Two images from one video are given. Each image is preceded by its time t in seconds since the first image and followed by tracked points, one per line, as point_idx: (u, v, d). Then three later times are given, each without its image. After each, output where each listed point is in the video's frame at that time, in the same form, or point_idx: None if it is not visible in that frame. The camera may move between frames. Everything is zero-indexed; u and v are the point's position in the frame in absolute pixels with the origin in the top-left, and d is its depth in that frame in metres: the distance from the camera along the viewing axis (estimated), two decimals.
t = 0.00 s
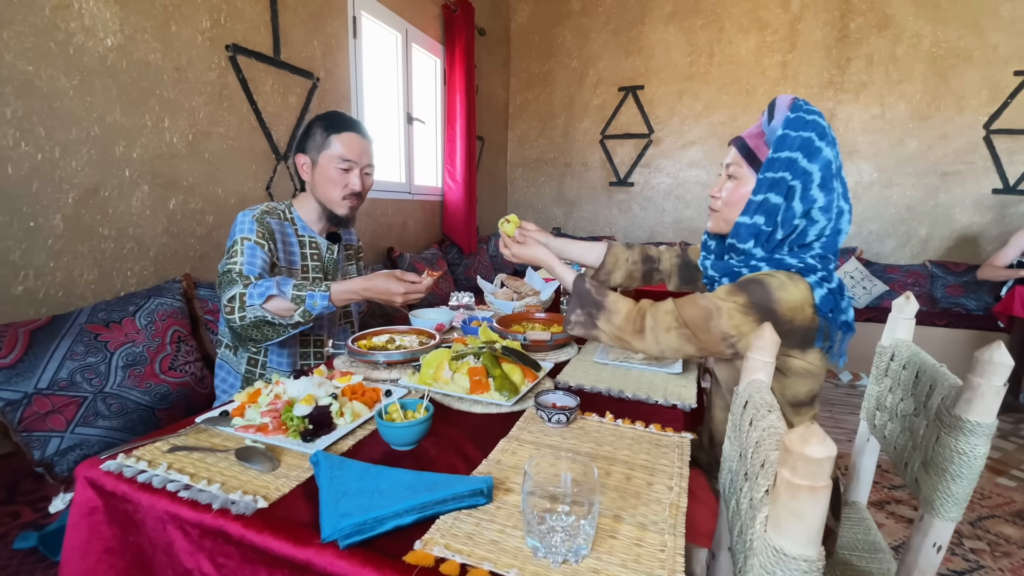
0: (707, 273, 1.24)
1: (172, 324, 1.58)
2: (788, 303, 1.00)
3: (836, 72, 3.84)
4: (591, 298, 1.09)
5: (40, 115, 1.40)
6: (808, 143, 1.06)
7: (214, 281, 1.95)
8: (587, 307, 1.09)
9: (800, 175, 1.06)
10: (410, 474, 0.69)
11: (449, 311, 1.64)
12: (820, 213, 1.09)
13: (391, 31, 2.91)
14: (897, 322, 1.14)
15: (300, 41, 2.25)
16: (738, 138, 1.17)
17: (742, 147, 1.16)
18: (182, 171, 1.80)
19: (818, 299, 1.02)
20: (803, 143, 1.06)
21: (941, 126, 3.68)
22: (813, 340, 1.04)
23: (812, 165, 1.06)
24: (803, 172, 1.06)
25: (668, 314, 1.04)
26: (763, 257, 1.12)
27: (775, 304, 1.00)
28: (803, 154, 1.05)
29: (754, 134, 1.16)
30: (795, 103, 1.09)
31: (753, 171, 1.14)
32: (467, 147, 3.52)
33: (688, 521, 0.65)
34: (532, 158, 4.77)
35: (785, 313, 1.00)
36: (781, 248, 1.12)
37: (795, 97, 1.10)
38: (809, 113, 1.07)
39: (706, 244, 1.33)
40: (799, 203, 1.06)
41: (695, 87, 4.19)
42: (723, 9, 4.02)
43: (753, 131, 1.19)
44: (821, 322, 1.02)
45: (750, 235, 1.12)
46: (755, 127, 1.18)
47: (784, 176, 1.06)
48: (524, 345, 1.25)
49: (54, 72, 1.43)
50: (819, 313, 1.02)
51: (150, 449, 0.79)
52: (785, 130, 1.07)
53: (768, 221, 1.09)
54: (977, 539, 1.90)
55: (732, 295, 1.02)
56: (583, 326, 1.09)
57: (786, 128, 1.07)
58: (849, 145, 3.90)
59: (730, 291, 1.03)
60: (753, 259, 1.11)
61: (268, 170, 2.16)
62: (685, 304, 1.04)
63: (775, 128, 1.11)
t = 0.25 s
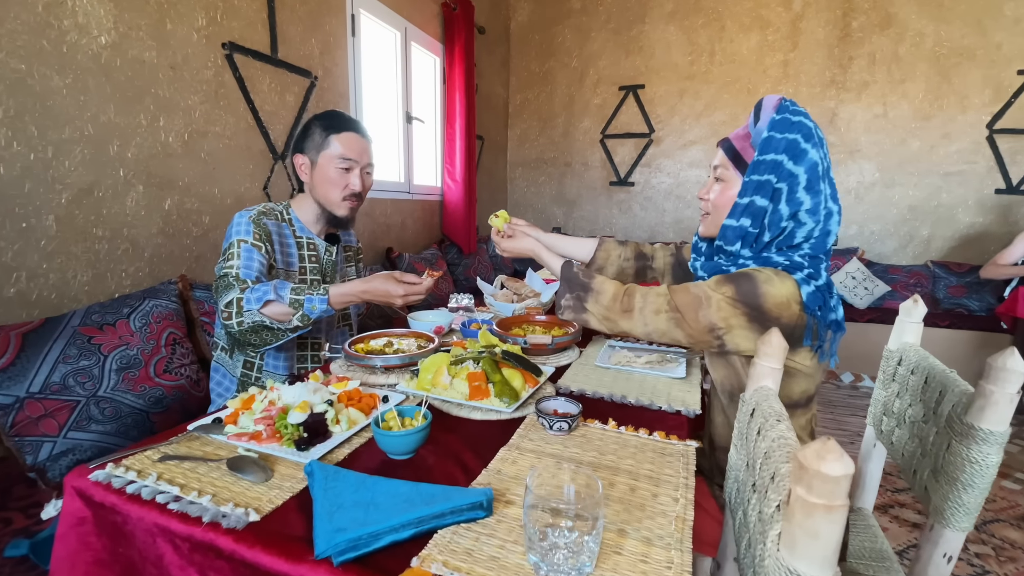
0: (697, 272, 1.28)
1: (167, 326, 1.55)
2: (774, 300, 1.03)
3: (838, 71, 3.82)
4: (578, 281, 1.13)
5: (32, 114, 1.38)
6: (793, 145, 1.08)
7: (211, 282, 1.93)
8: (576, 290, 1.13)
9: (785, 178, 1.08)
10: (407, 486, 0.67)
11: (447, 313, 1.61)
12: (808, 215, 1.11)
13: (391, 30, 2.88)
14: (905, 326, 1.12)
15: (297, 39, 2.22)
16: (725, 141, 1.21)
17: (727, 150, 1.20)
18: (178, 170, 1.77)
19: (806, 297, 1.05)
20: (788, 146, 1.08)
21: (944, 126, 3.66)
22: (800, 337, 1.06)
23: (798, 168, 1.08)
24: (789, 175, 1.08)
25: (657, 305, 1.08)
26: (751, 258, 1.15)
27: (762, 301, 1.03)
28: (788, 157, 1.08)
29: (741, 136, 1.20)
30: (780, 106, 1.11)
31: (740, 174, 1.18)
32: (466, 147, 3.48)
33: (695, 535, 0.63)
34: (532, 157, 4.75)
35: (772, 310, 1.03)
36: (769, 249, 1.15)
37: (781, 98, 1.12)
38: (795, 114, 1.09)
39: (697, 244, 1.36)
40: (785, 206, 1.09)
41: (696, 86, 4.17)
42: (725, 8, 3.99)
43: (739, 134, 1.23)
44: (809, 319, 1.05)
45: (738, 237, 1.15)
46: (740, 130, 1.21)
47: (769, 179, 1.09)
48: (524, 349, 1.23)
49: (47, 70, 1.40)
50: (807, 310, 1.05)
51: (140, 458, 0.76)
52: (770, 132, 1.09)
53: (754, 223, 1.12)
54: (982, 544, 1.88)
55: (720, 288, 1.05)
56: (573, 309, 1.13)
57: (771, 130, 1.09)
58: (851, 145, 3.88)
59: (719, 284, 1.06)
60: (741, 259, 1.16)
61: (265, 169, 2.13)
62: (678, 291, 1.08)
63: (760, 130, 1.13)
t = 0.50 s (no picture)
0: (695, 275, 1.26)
1: (165, 327, 1.53)
2: (773, 297, 1.01)
3: (841, 70, 3.79)
4: (575, 280, 1.10)
5: (28, 113, 1.36)
6: (786, 145, 1.06)
7: (209, 282, 1.91)
8: (572, 288, 1.10)
9: (778, 178, 1.07)
10: (409, 495, 0.65)
11: (448, 314, 1.59)
12: (804, 215, 1.09)
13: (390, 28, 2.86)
14: (914, 328, 1.10)
15: (297, 37, 2.20)
16: (718, 142, 1.20)
17: (721, 151, 1.19)
18: (176, 170, 1.75)
19: (805, 294, 1.03)
20: (781, 146, 1.07)
21: (947, 125, 3.64)
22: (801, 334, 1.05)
23: (792, 167, 1.06)
24: (782, 175, 1.07)
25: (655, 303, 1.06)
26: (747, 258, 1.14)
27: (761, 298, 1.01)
28: (781, 157, 1.07)
29: (734, 137, 1.19)
30: (773, 106, 1.10)
31: (734, 175, 1.17)
32: (467, 146, 3.46)
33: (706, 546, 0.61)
34: (532, 156, 4.73)
35: (772, 307, 1.01)
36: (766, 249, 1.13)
37: (774, 98, 1.12)
38: (788, 113, 1.08)
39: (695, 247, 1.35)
40: (779, 206, 1.07)
41: (698, 85, 4.14)
42: (727, 6, 3.97)
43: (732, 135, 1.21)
44: (809, 317, 1.04)
45: (732, 238, 1.14)
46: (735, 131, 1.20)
47: (762, 180, 1.08)
48: (527, 351, 1.21)
49: (42, 68, 1.38)
50: (807, 308, 1.03)
51: (135, 466, 0.74)
52: (763, 133, 1.09)
53: (750, 224, 1.11)
54: (988, 547, 1.86)
55: (719, 284, 1.03)
56: (571, 309, 1.10)
57: (764, 131, 1.09)
58: (854, 144, 3.85)
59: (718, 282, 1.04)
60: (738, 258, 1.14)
61: (264, 169, 2.11)
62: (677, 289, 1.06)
63: (753, 131, 1.13)
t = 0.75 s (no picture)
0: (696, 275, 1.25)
1: (166, 328, 1.53)
2: (775, 297, 1.00)
3: (843, 69, 3.78)
4: (573, 282, 1.09)
5: (27, 112, 1.35)
6: (783, 145, 1.05)
7: (210, 282, 1.90)
8: (571, 291, 1.09)
9: (776, 178, 1.06)
10: (412, 498, 0.64)
11: (450, 314, 1.59)
12: (803, 214, 1.07)
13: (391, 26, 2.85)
14: (920, 329, 1.09)
15: (298, 36, 2.19)
16: (715, 142, 1.19)
17: (718, 151, 1.18)
18: (176, 169, 1.75)
19: (806, 294, 1.02)
20: (778, 145, 1.05)
21: (950, 124, 3.62)
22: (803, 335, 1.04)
23: (789, 167, 1.05)
24: (780, 175, 1.05)
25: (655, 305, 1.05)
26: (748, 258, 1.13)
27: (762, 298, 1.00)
28: (778, 157, 1.05)
29: (731, 137, 1.18)
30: (770, 105, 1.08)
31: (732, 175, 1.16)
32: (469, 145, 3.45)
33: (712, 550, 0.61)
34: (533, 156, 4.72)
35: (772, 307, 1.00)
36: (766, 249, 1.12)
37: (769, 96, 1.10)
38: (784, 113, 1.06)
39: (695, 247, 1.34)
40: (778, 206, 1.06)
41: (699, 84, 4.13)
42: (729, 5, 3.95)
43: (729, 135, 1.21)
44: (810, 318, 1.03)
45: (730, 238, 1.14)
46: (731, 131, 1.19)
47: (759, 180, 1.07)
48: (529, 352, 1.20)
49: (41, 66, 1.37)
50: (808, 308, 1.03)
51: (134, 468, 0.74)
52: (759, 133, 1.07)
53: (748, 225, 1.10)
54: (992, 547, 1.85)
55: (719, 285, 1.03)
56: (571, 311, 1.09)
57: (760, 131, 1.07)
58: (856, 143, 3.84)
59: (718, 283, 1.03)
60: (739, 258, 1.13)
61: (264, 168, 2.10)
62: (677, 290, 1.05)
63: (749, 131, 1.12)
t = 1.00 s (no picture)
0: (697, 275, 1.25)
1: (168, 327, 1.53)
2: (777, 297, 1.00)
3: (845, 68, 3.77)
4: (575, 282, 1.09)
5: (28, 111, 1.35)
6: (784, 144, 1.05)
7: (212, 282, 1.90)
8: (574, 291, 1.09)
9: (777, 178, 1.06)
10: (415, 497, 0.64)
11: (452, 313, 1.59)
12: (804, 214, 1.07)
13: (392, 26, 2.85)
14: (923, 328, 1.09)
15: (299, 35, 2.19)
16: (715, 142, 1.19)
17: (719, 151, 1.18)
18: (177, 169, 1.75)
19: (809, 294, 1.02)
20: (779, 145, 1.05)
21: (952, 123, 3.61)
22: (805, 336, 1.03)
23: (790, 167, 1.05)
24: (781, 174, 1.05)
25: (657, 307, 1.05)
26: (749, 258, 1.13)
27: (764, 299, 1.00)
28: (779, 157, 1.05)
29: (731, 137, 1.18)
30: (770, 104, 1.08)
31: (732, 175, 1.16)
32: (470, 144, 3.46)
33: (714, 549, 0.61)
34: (535, 155, 4.71)
35: (774, 308, 1.00)
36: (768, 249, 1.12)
37: (769, 96, 1.10)
38: (784, 112, 1.06)
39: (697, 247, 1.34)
40: (779, 205, 1.06)
41: (701, 83, 4.13)
42: (731, 4, 3.95)
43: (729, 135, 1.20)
44: (813, 318, 1.02)
45: (731, 238, 1.13)
46: (731, 131, 1.19)
47: (760, 180, 1.07)
48: (531, 352, 1.20)
49: (43, 66, 1.37)
50: (810, 308, 1.02)
51: (137, 467, 0.74)
52: (759, 132, 1.07)
53: (750, 225, 1.10)
54: (994, 547, 1.85)
55: (721, 285, 1.02)
56: (573, 311, 1.09)
57: (760, 130, 1.07)
58: (858, 142, 3.83)
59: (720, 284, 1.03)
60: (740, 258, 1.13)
61: (266, 168, 2.10)
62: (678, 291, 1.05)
63: (749, 130, 1.12)
